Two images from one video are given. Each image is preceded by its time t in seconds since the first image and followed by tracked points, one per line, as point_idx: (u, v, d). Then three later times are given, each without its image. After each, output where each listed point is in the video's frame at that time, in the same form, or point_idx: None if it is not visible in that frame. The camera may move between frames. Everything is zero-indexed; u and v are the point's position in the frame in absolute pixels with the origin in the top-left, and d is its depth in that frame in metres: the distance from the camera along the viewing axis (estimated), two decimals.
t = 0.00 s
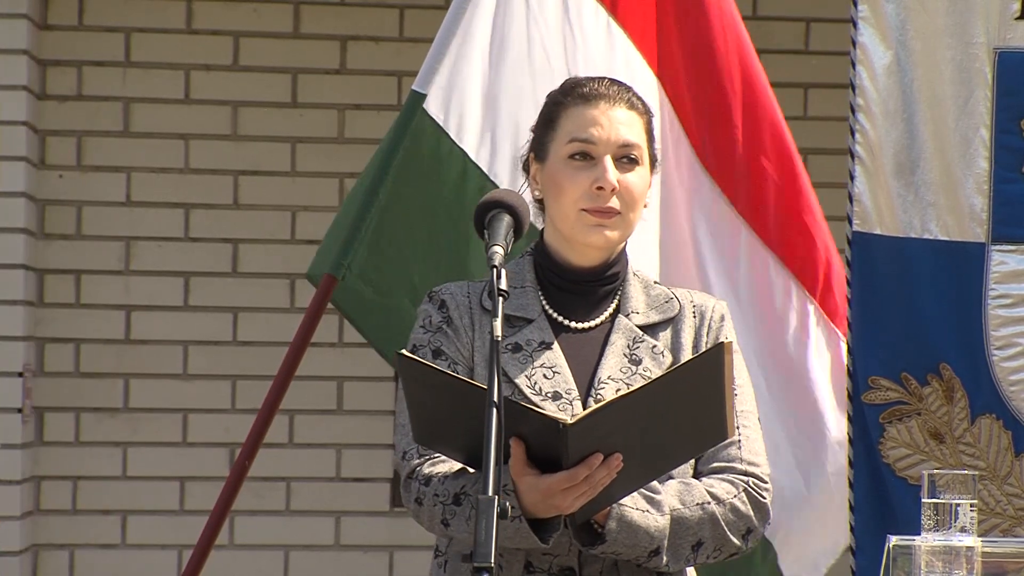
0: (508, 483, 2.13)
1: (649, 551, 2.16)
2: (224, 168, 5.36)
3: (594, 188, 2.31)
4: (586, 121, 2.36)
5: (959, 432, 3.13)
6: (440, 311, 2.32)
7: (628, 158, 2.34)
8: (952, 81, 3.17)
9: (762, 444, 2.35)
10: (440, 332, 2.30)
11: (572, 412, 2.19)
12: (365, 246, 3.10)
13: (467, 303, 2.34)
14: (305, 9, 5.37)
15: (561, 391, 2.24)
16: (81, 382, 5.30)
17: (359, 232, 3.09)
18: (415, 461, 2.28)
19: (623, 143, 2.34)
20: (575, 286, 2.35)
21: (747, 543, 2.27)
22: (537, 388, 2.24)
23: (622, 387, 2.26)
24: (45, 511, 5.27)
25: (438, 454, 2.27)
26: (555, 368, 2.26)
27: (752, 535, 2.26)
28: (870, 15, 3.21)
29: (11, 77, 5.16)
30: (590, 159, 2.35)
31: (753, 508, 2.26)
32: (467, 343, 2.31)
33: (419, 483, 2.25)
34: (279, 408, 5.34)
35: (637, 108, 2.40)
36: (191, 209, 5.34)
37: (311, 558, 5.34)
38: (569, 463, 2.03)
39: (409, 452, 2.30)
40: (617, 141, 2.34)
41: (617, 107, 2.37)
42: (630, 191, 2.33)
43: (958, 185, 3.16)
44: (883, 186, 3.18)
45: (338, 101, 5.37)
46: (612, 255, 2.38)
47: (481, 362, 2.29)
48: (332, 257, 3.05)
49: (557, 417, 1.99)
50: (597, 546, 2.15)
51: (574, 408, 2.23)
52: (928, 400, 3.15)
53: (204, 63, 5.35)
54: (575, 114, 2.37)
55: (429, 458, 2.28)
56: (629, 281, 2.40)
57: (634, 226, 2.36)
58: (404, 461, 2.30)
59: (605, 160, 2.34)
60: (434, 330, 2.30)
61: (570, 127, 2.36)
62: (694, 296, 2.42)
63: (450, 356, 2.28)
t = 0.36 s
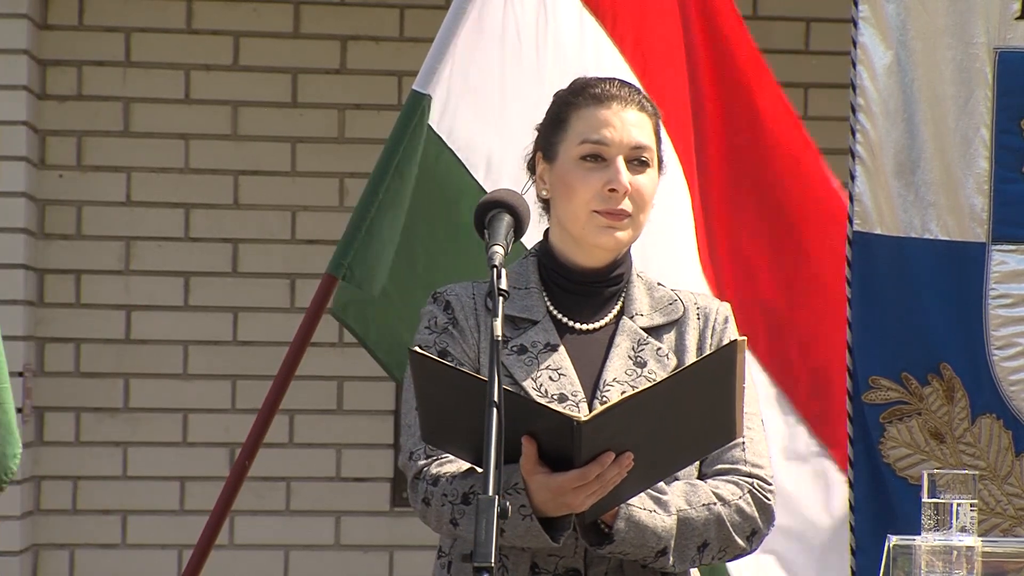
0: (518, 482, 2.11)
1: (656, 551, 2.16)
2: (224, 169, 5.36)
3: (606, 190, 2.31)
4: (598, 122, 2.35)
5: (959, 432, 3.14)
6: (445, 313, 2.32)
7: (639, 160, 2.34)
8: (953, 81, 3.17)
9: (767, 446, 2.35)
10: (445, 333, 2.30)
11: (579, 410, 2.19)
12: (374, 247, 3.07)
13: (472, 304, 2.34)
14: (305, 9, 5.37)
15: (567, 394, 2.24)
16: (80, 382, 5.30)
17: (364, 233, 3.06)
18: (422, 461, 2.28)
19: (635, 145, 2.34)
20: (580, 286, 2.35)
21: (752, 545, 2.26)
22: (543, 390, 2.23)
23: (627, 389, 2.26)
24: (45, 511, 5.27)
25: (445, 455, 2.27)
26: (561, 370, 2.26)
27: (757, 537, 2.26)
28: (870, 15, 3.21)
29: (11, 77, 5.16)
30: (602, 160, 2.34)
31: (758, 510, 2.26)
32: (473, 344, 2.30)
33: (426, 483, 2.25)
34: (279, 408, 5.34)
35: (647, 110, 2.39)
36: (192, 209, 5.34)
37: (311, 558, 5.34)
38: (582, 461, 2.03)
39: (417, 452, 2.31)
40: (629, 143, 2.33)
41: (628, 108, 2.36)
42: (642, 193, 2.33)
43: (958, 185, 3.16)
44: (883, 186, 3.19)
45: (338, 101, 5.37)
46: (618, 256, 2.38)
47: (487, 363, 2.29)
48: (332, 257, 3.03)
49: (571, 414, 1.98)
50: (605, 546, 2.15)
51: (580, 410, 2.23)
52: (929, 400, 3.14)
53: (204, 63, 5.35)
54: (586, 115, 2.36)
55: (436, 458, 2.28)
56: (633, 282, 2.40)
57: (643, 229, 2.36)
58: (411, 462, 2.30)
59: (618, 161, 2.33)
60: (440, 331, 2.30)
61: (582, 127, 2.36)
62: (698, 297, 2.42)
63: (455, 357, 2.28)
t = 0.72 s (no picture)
0: (524, 480, 2.11)
1: (659, 550, 2.16)
2: (224, 169, 5.36)
3: (611, 193, 2.31)
4: (602, 125, 2.34)
5: (959, 432, 3.14)
6: (445, 314, 2.32)
7: (643, 163, 2.34)
8: (952, 81, 3.17)
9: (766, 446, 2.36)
10: (446, 334, 2.30)
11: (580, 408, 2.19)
12: (373, 248, 3.15)
13: (472, 304, 2.34)
14: (305, 9, 5.37)
15: (569, 395, 2.23)
16: (80, 382, 5.29)
17: (363, 235, 3.15)
18: (424, 462, 2.28)
19: (639, 147, 2.34)
20: (578, 288, 2.35)
21: (754, 544, 2.26)
22: (544, 391, 2.23)
23: (628, 390, 2.26)
24: (44, 511, 5.27)
25: (448, 456, 2.27)
26: (562, 371, 2.26)
27: (758, 536, 2.26)
28: (870, 16, 3.18)
29: (11, 77, 5.16)
30: (607, 162, 2.34)
31: (759, 509, 2.26)
32: (474, 345, 2.31)
33: (429, 483, 2.24)
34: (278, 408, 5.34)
35: (649, 112, 2.39)
36: (191, 209, 5.34)
37: (310, 558, 5.34)
38: (587, 460, 2.03)
39: (419, 452, 2.30)
40: (634, 146, 2.33)
41: (632, 111, 2.36)
42: (645, 196, 2.33)
43: (958, 185, 3.17)
44: (883, 187, 3.17)
45: (338, 101, 5.37)
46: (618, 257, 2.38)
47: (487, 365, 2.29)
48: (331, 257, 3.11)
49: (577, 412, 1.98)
50: (608, 545, 2.15)
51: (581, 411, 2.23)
52: (928, 400, 3.14)
53: (204, 63, 5.35)
54: (590, 117, 2.36)
55: (439, 459, 2.28)
56: (632, 283, 2.40)
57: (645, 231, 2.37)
58: (413, 463, 2.30)
59: (622, 164, 2.33)
60: (440, 332, 2.30)
61: (586, 129, 2.35)
62: (696, 297, 2.43)
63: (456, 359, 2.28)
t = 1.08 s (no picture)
0: (526, 479, 2.11)
1: (660, 549, 2.16)
2: (224, 169, 5.36)
3: (612, 194, 2.31)
4: (603, 126, 2.34)
5: (960, 432, 3.15)
6: (445, 314, 2.32)
7: (645, 164, 2.34)
8: (953, 81, 3.18)
9: (765, 446, 2.36)
10: (445, 334, 2.30)
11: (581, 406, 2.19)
12: (374, 248, 3.18)
13: (472, 304, 2.34)
14: (305, 9, 5.37)
15: (569, 395, 2.23)
16: (80, 382, 5.29)
17: (363, 235, 3.18)
18: (425, 462, 2.28)
19: (640, 149, 2.34)
20: (577, 289, 2.35)
21: (753, 543, 2.26)
22: (544, 392, 2.23)
23: (628, 390, 2.26)
24: (44, 511, 5.26)
25: (449, 455, 2.27)
26: (562, 371, 2.26)
27: (758, 536, 2.26)
28: (871, 16, 3.19)
29: (11, 77, 5.16)
30: (608, 163, 2.34)
31: (759, 508, 2.26)
32: (473, 345, 2.31)
33: (430, 483, 2.24)
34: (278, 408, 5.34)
35: (650, 113, 2.39)
36: (191, 209, 5.34)
37: (310, 558, 5.34)
38: (590, 459, 2.03)
39: (419, 452, 2.30)
40: (636, 147, 2.33)
41: (633, 112, 2.36)
42: (646, 198, 2.33)
43: (958, 185, 3.17)
44: (884, 187, 3.16)
45: (338, 101, 5.37)
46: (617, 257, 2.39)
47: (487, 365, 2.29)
48: (332, 257, 3.14)
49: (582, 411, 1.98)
50: (608, 544, 2.15)
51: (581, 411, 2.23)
52: (930, 400, 3.14)
53: (204, 63, 5.35)
54: (591, 117, 2.36)
55: (440, 458, 2.27)
56: (631, 283, 2.40)
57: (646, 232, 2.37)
58: (413, 463, 2.30)
59: (624, 165, 2.33)
60: (439, 333, 2.30)
61: (587, 130, 2.35)
62: (695, 297, 2.43)
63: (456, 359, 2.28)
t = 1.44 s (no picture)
0: (530, 476, 2.11)
1: (662, 547, 2.16)
2: (224, 169, 5.36)
3: (615, 194, 2.31)
4: (608, 126, 2.34)
5: (961, 432, 3.14)
6: (446, 313, 2.32)
7: (648, 165, 2.34)
8: (954, 81, 3.18)
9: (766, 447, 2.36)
10: (447, 333, 2.30)
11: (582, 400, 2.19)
12: (374, 249, 3.19)
13: (473, 304, 2.34)
14: (305, 10, 5.37)
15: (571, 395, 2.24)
16: (80, 382, 5.29)
17: (363, 235, 3.19)
18: (427, 460, 2.28)
19: (644, 149, 2.34)
20: (578, 288, 2.35)
21: (754, 543, 2.27)
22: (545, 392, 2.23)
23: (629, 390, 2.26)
24: (45, 511, 5.27)
25: (451, 454, 2.28)
26: (563, 371, 2.26)
27: (759, 535, 2.26)
28: (874, 16, 3.20)
29: (11, 78, 5.16)
30: (611, 163, 2.34)
31: (760, 508, 2.26)
32: (474, 344, 2.31)
33: (432, 481, 2.25)
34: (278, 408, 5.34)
35: (654, 114, 2.39)
36: (191, 209, 5.34)
37: (310, 558, 5.34)
38: (596, 456, 2.03)
39: (421, 450, 2.30)
40: (639, 148, 2.33)
41: (637, 112, 2.36)
42: (650, 198, 2.33)
43: (960, 184, 3.17)
44: (886, 187, 3.18)
45: (338, 101, 5.37)
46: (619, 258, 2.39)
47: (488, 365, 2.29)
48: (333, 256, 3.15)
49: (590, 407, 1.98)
50: (610, 542, 2.16)
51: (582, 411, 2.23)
52: (931, 400, 3.14)
53: (204, 63, 5.35)
54: (596, 117, 2.36)
55: (442, 457, 2.28)
56: (632, 283, 2.40)
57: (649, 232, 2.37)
58: (415, 461, 2.30)
59: (627, 165, 2.33)
60: (441, 331, 2.30)
61: (591, 130, 2.35)
62: (696, 297, 2.43)
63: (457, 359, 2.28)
